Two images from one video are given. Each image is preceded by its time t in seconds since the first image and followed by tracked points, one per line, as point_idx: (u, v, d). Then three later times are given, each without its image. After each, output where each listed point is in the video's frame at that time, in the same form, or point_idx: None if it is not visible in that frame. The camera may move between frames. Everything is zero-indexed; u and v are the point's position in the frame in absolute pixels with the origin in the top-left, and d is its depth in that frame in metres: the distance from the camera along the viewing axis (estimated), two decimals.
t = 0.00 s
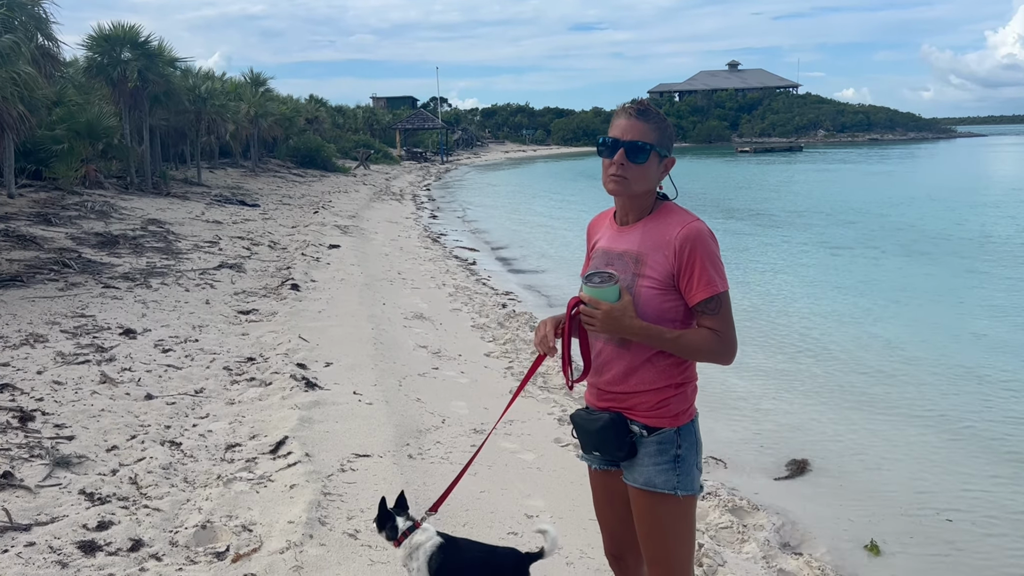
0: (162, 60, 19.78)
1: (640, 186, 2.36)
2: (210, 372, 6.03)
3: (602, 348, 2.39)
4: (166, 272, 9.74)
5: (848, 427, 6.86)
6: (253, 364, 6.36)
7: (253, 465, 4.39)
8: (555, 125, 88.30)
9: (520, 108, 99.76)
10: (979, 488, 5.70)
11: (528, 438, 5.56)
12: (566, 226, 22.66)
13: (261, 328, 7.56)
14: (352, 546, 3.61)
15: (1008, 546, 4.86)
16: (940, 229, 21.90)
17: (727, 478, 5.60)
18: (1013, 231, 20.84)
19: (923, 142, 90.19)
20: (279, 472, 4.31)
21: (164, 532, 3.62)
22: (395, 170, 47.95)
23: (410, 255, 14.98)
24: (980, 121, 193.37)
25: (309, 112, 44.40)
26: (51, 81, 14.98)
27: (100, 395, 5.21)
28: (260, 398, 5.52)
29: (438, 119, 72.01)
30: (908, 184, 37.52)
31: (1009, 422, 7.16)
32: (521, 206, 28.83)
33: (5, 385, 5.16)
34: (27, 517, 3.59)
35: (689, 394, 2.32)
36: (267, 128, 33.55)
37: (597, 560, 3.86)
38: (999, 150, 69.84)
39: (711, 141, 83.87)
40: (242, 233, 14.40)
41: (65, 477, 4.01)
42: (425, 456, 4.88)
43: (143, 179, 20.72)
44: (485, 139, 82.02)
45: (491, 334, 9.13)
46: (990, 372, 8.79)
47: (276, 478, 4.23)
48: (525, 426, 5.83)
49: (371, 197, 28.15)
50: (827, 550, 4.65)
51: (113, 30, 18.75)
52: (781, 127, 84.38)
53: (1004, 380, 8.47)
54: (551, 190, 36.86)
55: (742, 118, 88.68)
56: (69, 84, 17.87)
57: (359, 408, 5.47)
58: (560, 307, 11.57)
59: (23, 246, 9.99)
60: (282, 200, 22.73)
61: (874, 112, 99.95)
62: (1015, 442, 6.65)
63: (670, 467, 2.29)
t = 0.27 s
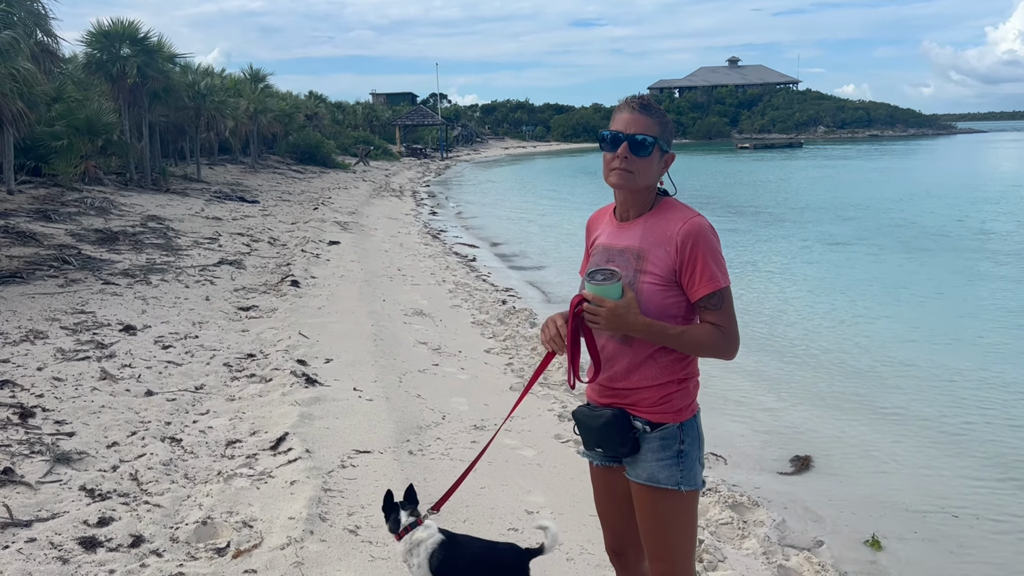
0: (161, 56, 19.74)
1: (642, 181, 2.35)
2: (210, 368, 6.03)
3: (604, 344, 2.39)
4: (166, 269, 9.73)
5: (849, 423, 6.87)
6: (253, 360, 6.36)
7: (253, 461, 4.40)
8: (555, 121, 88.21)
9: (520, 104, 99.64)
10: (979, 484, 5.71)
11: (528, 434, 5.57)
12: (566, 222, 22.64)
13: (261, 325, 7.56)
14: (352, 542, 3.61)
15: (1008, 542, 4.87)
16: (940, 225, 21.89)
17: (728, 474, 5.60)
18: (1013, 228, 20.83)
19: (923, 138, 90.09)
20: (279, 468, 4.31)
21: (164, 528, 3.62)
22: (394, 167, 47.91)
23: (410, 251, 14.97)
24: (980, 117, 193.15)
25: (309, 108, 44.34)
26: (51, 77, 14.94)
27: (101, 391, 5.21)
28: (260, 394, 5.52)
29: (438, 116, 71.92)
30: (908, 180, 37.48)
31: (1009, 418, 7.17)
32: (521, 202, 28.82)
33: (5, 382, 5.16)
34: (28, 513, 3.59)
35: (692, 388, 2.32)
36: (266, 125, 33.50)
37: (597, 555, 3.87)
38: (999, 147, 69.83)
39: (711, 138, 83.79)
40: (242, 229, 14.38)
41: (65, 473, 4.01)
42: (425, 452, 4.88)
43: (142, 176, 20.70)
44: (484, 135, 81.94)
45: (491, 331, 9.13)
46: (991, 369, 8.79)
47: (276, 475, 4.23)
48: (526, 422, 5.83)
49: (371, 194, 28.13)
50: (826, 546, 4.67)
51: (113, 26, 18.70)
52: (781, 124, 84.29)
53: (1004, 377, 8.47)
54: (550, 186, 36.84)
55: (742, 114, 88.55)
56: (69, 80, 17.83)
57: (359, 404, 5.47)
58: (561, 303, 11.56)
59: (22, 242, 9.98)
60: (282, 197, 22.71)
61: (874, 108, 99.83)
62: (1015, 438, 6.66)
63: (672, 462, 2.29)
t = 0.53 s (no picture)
0: (161, 53, 19.71)
1: (645, 181, 2.35)
2: (211, 366, 6.03)
3: (605, 343, 2.38)
4: (166, 266, 9.72)
5: (849, 421, 6.87)
6: (254, 358, 6.36)
7: (254, 459, 4.40)
8: (555, 118, 88.09)
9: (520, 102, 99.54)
10: (980, 481, 5.72)
11: (529, 432, 5.57)
12: (566, 219, 22.63)
13: (262, 322, 7.56)
14: (353, 540, 3.62)
15: (1008, 539, 4.88)
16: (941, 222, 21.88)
17: (728, 472, 5.61)
18: (1014, 225, 20.82)
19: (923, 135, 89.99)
20: (280, 465, 4.31)
21: (165, 525, 3.63)
22: (394, 164, 47.88)
23: (410, 249, 14.97)
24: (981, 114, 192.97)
25: (308, 106, 44.31)
26: (51, 74, 14.91)
27: (102, 388, 5.22)
28: (261, 392, 5.52)
29: (438, 113, 71.87)
30: (908, 177, 37.45)
31: (1009, 415, 7.17)
32: (522, 200, 28.79)
33: (6, 379, 5.16)
34: (29, 510, 3.60)
35: (693, 387, 2.32)
36: (266, 122, 33.46)
37: (597, 553, 3.88)
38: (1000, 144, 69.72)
39: (712, 135, 83.64)
40: (242, 227, 14.38)
41: (67, 470, 4.02)
42: (426, 449, 4.88)
43: (142, 173, 20.69)
44: (485, 133, 81.87)
45: (492, 328, 9.14)
46: (991, 366, 8.80)
47: (277, 472, 4.23)
48: (527, 420, 5.84)
49: (371, 191, 28.12)
50: (826, 542, 4.67)
51: (113, 23, 18.67)
52: (781, 121, 84.22)
53: (1005, 374, 8.47)
54: (550, 184, 36.82)
55: (742, 111, 88.47)
56: (69, 77, 17.80)
57: (360, 402, 5.48)
58: (561, 300, 11.57)
59: (22, 239, 9.97)
60: (282, 194, 22.70)
61: (875, 105, 99.73)
62: (1015, 435, 6.66)
63: (674, 460, 2.29)
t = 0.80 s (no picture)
0: (162, 52, 19.69)
1: (649, 183, 2.35)
2: (212, 365, 6.04)
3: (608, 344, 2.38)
4: (167, 265, 9.72)
5: (851, 420, 6.87)
6: (255, 357, 6.36)
7: (256, 458, 4.40)
8: (556, 116, 88.01)
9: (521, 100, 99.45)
10: (981, 480, 5.71)
11: (530, 431, 5.57)
12: (567, 218, 22.62)
13: (263, 321, 7.56)
14: (355, 539, 3.62)
15: (1010, 538, 4.88)
16: (942, 220, 21.85)
17: (729, 471, 5.60)
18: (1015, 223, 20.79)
19: (925, 133, 89.84)
20: (281, 465, 4.32)
21: (167, 524, 3.63)
22: (395, 162, 47.85)
23: (411, 247, 14.96)
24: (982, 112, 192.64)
25: (309, 104, 44.29)
26: (51, 73, 14.91)
27: (103, 387, 5.22)
28: (262, 391, 5.53)
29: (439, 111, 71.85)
30: (910, 176, 37.41)
31: (1011, 414, 7.16)
32: (522, 198, 28.77)
33: (8, 378, 5.16)
34: (31, 510, 3.60)
35: (696, 387, 2.33)
36: (267, 120, 33.45)
37: (598, 552, 3.87)
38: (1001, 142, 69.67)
39: (713, 133, 83.53)
40: (243, 225, 14.37)
41: (68, 470, 4.02)
42: (427, 448, 4.89)
43: (143, 172, 20.69)
44: (485, 131, 81.85)
45: (493, 327, 9.13)
46: (993, 365, 8.79)
47: (279, 471, 4.24)
48: (528, 419, 5.83)
49: (372, 189, 28.10)
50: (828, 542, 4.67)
51: (113, 21, 18.64)
52: (782, 119, 84.12)
53: (1006, 373, 8.46)
54: (551, 182, 36.80)
55: (743, 109, 88.36)
56: (69, 75, 17.80)
57: (361, 401, 5.48)
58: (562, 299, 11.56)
59: (23, 238, 9.97)
60: (283, 193, 22.71)
61: (876, 103, 99.59)
62: (1016, 434, 6.65)
63: (677, 461, 2.29)
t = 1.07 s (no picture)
0: (163, 52, 19.70)
1: (650, 186, 2.35)
2: (213, 364, 6.04)
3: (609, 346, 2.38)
4: (168, 265, 9.73)
5: (851, 419, 6.87)
6: (256, 356, 6.36)
7: (256, 458, 4.41)
8: (557, 116, 88.00)
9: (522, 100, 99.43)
10: (981, 480, 5.71)
11: (531, 431, 5.58)
12: (568, 218, 22.61)
13: (264, 321, 7.56)
14: (356, 539, 3.62)
15: (1010, 538, 4.87)
16: (944, 220, 21.82)
17: (731, 471, 5.60)
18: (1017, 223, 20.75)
19: (926, 133, 89.73)
20: (282, 465, 4.32)
21: (168, 524, 3.63)
22: (396, 162, 47.85)
23: (412, 247, 14.97)
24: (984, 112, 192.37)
25: (310, 104, 44.31)
26: (52, 73, 14.91)
27: (104, 387, 5.22)
28: (263, 391, 5.53)
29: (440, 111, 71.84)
30: (911, 176, 37.36)
31: (1012, 414, 7.16)
32: (523, 198, 28.78)
33: (9, 378, 5.17)
34: (32, 509, 3.60)
35: (697, 389, 2.32)
36: (268, 120, 33.46)
37: (598, 553, 3.87)
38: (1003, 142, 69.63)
39: (714, 133, 83.48)
40: (244, 225, 14.38)
41: (69, 470, 4.02)
42: (428, 448, 4.89)
43: (144, 172, 20.71)
44: (486, 131, 81.86)
45: (493, 327, 9.14)
46: (994, 365, 8.77)
47: (279, 471, 4.24)
48: (528, 419, 5.83)
49: (372, 189, 28.11)
50: (828, 542, 4.67)
51: (114, 21, 18.64)
52: (784, 119, 84.06)
53: (1007, 373, 8.45)
54: (552, 182, 36.79)
55: (744, 109, 88.24)
56: (70, 75, 17.81)
57: (361, 401, 5.48)
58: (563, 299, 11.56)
59: (24, 238, 9.98)
60: (284, 193, 22.72)
61: (877, 103, 99.44)
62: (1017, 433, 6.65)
63: (676, 463, 2.29)
